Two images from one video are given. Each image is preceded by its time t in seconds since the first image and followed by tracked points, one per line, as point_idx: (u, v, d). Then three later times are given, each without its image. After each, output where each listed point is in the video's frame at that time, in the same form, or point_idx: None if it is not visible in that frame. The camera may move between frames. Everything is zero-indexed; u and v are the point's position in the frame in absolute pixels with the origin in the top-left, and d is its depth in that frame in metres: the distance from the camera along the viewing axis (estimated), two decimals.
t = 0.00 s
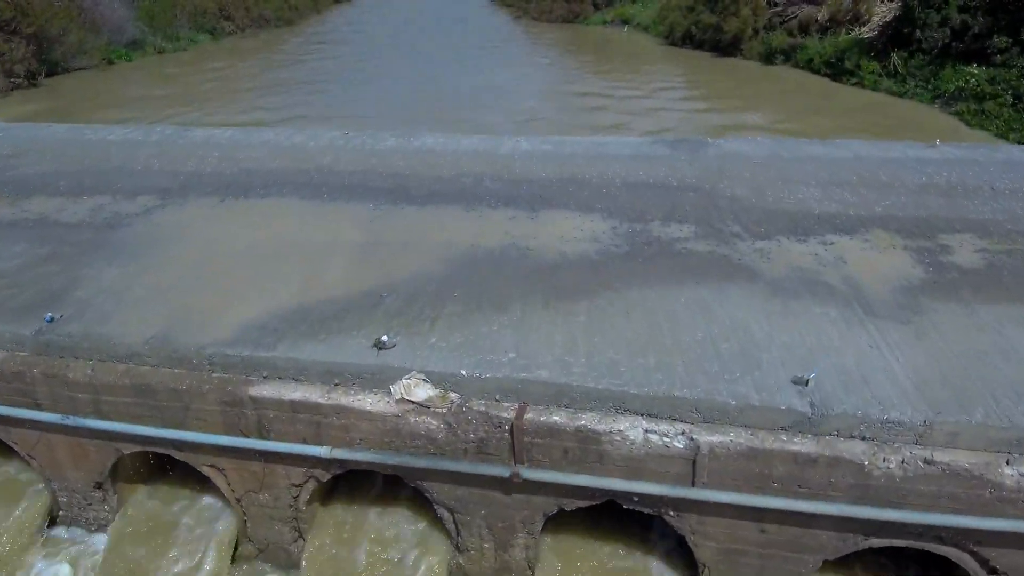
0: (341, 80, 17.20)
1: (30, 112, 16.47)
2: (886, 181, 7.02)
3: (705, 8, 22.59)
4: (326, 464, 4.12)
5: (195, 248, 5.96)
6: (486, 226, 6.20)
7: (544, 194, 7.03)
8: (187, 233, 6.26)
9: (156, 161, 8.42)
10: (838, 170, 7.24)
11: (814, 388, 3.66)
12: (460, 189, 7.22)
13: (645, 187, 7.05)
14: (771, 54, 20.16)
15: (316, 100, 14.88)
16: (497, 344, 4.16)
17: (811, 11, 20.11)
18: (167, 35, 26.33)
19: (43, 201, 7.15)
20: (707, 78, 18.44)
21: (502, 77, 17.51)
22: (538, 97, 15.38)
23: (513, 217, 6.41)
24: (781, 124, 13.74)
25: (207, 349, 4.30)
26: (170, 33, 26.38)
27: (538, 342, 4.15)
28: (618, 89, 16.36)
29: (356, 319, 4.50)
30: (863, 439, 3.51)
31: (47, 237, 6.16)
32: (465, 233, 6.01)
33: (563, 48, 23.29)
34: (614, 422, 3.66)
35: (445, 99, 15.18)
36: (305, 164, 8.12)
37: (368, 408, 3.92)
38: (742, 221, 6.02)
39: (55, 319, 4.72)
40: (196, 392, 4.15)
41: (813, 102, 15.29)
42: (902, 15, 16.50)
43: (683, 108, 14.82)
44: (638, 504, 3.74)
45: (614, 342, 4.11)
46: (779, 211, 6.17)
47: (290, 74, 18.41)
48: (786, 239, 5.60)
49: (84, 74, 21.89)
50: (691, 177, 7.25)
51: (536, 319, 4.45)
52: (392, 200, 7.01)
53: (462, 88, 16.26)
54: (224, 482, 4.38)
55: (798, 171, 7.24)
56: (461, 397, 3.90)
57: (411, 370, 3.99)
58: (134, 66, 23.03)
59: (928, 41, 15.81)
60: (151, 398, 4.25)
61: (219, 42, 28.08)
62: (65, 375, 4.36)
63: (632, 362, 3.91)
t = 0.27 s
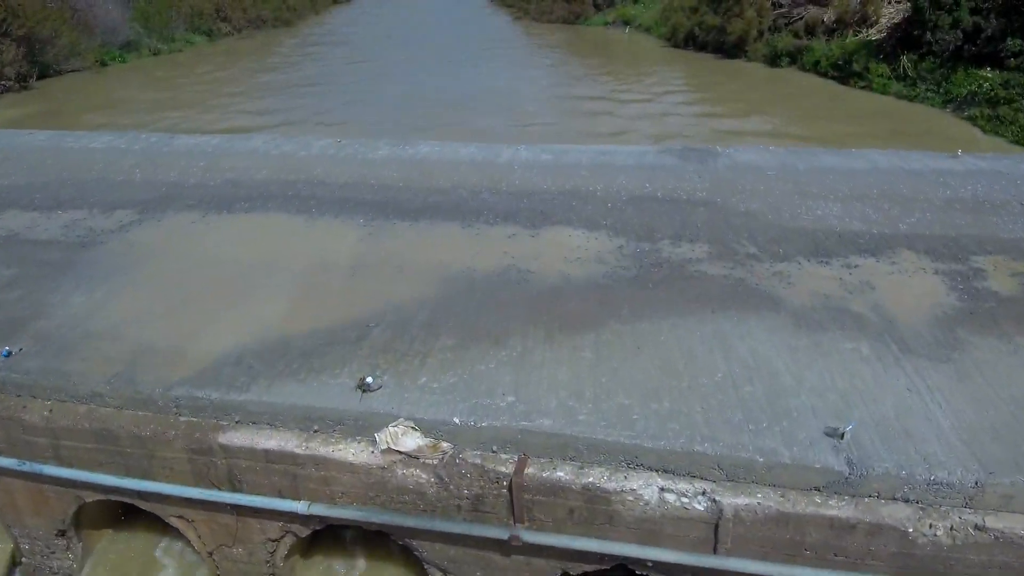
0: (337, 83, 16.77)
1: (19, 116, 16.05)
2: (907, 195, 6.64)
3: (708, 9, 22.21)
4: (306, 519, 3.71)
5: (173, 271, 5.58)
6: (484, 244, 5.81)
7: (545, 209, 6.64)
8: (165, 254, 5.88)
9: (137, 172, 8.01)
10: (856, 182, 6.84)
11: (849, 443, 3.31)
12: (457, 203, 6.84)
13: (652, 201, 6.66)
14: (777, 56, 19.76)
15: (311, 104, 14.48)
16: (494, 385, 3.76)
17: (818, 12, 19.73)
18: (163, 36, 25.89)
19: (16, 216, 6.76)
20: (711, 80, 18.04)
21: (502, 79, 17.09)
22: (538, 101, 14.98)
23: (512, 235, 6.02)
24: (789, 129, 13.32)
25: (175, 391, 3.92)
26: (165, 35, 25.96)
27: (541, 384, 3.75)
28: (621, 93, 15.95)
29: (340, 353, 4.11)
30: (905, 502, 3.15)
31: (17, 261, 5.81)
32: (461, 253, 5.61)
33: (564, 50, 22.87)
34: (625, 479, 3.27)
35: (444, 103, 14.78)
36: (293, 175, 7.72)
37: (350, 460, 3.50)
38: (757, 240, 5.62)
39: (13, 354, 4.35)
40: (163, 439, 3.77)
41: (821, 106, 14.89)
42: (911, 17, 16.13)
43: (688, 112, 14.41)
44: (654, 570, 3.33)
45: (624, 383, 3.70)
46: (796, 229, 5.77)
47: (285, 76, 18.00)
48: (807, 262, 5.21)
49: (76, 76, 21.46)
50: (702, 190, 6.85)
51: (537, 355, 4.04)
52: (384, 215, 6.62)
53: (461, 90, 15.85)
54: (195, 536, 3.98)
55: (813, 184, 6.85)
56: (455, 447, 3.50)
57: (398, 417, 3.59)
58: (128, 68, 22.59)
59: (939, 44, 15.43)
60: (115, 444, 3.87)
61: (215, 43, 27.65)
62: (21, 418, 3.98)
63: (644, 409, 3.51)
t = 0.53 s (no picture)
0: (333, 86, 16.36)
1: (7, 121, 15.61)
2: (931, 211, 6.26)
3: (712, 11, 21.85)
4: None
5: (148, 298, 5.22)
6: (482, 266, 5.42)
7: (547, 225, 6.25)
8: (141, 279, 5.51)
9: (118, 184, 7.62)
10: (877, 198, 6.46)
11: (895, 513, 2.95)
12: (453, 219, 6.45)
13: (661, 217, 6.27)
14: (782, 58, 19.34)
15: (305, 108, 14.06)
16: (491, 438, 3.36)
17: (825, 13, 19.38)
18: (158, 37, 25.45)
19: None
20: (716, 83, 17.64)
21: (503, 81, 16.67)
22: (539, 105, 14.56)
23: (512, 255, 5.62)
24: (798, 134, 12.91)
25: (134, 443, 3.56)
26: (160, 36, 25.53)
27: (541, 437, 3.35)
28: (624, 96, 15.56)
29: (320, 395, 3.72)
30: None
31: None
32: (458, 276, 5.22)
33: (564, 51, 22.45)
34: (640, 552, 2.87)
35: (442, 106, 14.36)
36: (282, 187, 7.33)
37: (326, 524, 3.09)
38: (775, 262, 5.23)
39: None
40: (119, 496, 3.38)
41: (829, 110, 14.47)
42: (922, 19, 15.75)
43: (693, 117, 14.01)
44: None
45: (636, 436, 3.31)
46: (816, 250, 5.38)
47: (281, 79, 17.56)
48: (829, 288, 4.83)
49: (69, 78, 21.01)
50: (714, 205, 6.46)
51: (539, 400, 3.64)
52: (376, 232, 6.23)
53: (460, 93, 15.43)
54: None
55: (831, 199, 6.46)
56: (445, 510, 3.10)
57: (382, 476, 3.19)
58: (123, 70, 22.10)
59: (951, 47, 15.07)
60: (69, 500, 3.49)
61: (212, 44, 27.20)
62: None
63: (658, 470, 3.12)
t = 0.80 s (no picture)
0: (327, 86, 15.92)
1: None
2: (958, 230, 5.87)
3: (715, 13, 21.48)
4: None
5: (116, 324, 4.80)
6: (479, 289, 5.02)
7: (548, 244, 5.85)
8: (110, 302, 5.11)
9: (97, 196, 7.22)
10: (898, 217, 6.09)
11: None
12: (448, 236, 6.05)
13: (670, 234, 5.87)
14: (786, 60, 18.87)
15: (299, 111, 13.62)
16: (487, 504, 3.02)
17: (830, 15, 18.98)
18: (152, 38, 24.94)
19: None
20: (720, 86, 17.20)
21: (502, 83, 16.24)
22: (540, 108, 14.14)
23: (513, 276, 5.22)
24: (807, 139, 12.48)
25: (86, 505, 3.17)
26: (154, 37, 25.01)
27: (542, 504, 3.01)
28: (626, 100, 15.14)
29: (296, 445, 3.34)
30: None
31: None
32: (452, 301, 4.83)
33: (564, 52, 22.03)
34: None
35: (439, 109, 13.93)
36: (268, 199, 6.93)
37: None
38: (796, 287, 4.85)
39: None
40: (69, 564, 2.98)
41: (838, 113, 14.05)
42: (933, 20, 15.33)
43: (699, 120, 13.60)
44: None
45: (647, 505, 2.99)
46: (839, 273, 5.00)
47: (275, 77, 16.97)
48: (855, 318, 4.45)
49: (60, 81, 20.49)
50: (726, 221, 6.07)
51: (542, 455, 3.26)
52: (366, 250, 5.83)
53: (458, 95, 15.00)
54: None
55: (852, 217, 6.08)
56: None
57: (362, 551, 2.86)
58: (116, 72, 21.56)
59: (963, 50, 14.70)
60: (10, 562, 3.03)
61: (207, 45, 26.66)
62: None
63: (672, 551, 2.82)
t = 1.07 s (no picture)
0: (323, 87, 15.51)
1: None
2: (989, 249, 5.50)
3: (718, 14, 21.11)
4: None
5: (85, 350, 4.48)
6: (476, 314, 4.65)
7: (552, 262, 5.47)
8: (78, 329, 4.74)
9: (76, 210, 6.87)
10: (922, 235, 5.75)
11: None
12: (444, 254, 5.67)
13: (682, 253, 5.49)
14: (792, 62, 18.49)
15: (293, 115, 13.14)
16: None
17: (837, 15, 18.59)
18: (148, 40, 24.05)
19: None
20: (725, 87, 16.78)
21: (502, 86, 15.83)
22: (543, 112, 13.70)
23: (513, 299, 4.85)
24: (817, 144, 12.07)
25: None
26: (150, 38, 24.14)
27: None
28: (630, 103, 14.73)
29: (271, 510, 3.01)
30: None
31: None
32: (446, 328, 4.47)
33: (565, 54, 21.62)
34: None
35: (439, 113, 13.49)
36: (255, 213, 6.56)
37: None
38: (823, 315, 4.49)
39: None
40: None
41: (847, 117, 13.67)
42: (944, 22, 14.95)
43: (705, 124, 13.22)
44: None
45: None
46: (867, 301, 4.66)
47: (270, 80, 16.48)
48: (889, 352, 4.10)
49: (53, 82, 19.59)
50: (740, 238, 5.69)
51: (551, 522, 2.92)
52: (356, 269, 5.44)
53: (458, 99, 14.58)
54: None
55: (875, 236, 5.72)
56: None
57: None
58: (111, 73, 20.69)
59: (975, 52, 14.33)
60: None
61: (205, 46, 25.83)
62: None
63: None
